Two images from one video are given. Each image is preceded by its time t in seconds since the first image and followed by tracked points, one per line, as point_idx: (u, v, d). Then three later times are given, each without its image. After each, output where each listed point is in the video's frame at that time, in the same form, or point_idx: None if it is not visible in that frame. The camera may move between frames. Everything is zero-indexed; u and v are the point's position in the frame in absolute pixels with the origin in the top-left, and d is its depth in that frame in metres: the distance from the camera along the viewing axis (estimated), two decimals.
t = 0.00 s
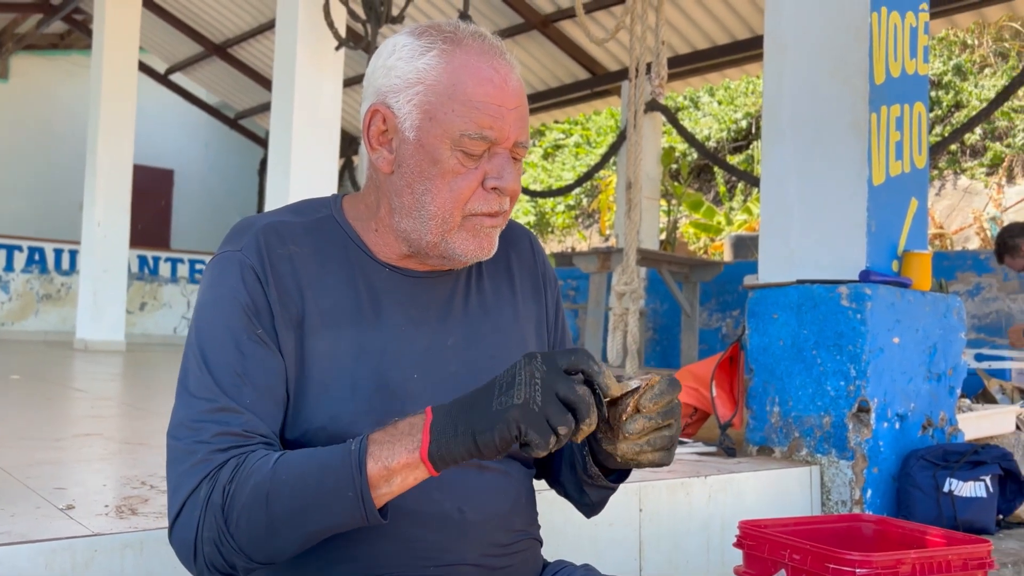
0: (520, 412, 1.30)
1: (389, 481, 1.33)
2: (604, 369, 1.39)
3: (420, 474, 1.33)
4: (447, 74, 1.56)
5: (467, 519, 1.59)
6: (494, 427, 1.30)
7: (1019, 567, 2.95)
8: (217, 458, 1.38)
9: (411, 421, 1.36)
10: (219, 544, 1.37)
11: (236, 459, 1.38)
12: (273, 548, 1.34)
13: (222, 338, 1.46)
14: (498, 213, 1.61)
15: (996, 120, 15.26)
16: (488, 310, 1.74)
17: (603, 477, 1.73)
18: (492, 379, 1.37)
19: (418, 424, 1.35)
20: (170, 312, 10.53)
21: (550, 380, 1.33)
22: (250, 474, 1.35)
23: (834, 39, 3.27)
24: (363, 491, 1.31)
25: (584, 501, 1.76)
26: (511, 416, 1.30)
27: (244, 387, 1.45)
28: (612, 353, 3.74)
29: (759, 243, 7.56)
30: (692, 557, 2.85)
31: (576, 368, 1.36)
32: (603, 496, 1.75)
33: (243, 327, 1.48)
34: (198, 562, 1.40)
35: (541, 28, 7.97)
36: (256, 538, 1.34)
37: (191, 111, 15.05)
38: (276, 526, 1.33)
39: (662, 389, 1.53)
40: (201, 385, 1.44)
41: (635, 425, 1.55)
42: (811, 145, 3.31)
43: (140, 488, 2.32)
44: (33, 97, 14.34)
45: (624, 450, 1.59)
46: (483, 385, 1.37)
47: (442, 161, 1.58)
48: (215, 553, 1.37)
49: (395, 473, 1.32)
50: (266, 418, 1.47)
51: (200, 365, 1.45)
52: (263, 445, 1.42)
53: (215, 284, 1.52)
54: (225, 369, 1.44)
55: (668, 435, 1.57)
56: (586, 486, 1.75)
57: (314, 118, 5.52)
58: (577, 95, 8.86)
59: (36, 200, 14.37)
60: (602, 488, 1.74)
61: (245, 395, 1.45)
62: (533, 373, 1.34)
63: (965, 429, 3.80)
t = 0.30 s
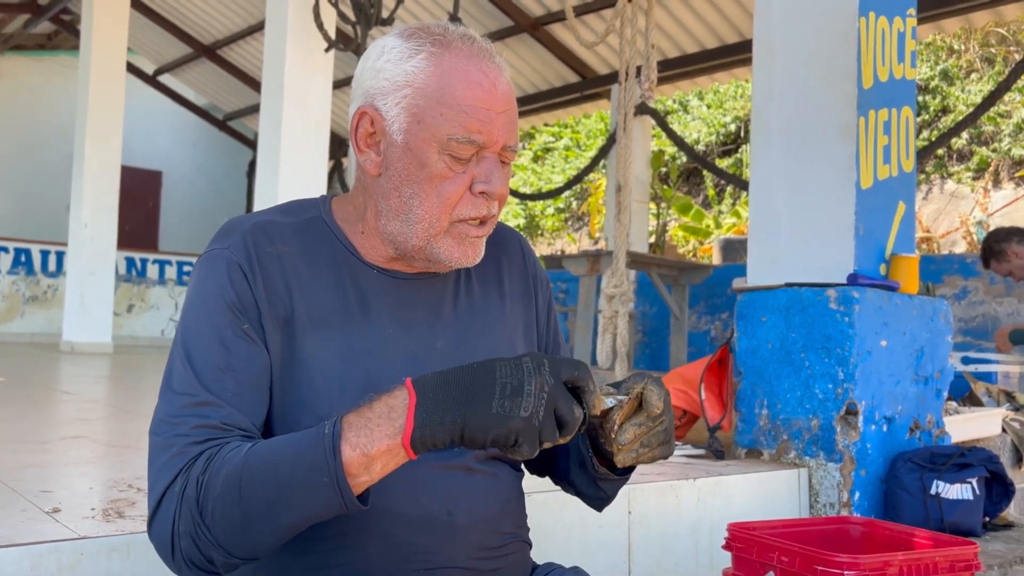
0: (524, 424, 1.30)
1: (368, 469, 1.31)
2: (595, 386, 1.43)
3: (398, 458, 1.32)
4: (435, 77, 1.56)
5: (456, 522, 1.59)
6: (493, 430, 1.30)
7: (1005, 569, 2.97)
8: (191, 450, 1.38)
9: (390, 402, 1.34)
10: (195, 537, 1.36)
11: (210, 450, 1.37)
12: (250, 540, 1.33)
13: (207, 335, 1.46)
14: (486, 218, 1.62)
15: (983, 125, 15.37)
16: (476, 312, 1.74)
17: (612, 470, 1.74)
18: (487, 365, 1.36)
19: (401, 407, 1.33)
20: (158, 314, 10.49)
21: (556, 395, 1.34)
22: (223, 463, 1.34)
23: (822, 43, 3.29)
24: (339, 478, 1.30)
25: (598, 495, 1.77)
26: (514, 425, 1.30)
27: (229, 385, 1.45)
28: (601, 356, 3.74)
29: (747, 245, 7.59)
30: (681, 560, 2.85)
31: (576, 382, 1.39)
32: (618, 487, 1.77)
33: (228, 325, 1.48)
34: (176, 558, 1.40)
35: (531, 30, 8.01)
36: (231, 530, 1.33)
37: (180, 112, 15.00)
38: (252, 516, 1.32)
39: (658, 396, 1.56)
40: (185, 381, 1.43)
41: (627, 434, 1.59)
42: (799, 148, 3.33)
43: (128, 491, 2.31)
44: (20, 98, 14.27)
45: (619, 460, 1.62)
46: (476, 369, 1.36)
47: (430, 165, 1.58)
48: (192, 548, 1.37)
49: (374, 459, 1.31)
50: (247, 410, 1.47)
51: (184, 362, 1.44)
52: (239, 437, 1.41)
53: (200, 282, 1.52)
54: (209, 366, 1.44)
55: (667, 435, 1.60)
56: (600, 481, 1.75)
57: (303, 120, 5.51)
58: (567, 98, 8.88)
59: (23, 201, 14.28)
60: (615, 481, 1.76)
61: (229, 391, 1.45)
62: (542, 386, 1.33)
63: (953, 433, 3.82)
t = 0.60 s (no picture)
0: (495, 404, 1.31)
1: (367, 480, 1.33)
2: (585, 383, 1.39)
3: (397, 473, 1.34)
4: (426, 81, 1.55)
5: (446, 524, 1.59)
6: (468, 416, 1.31)
7: (992, 570, 2.99)
8: (192, 461, 1.37)
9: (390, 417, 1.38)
10: (193, 546, 1.35)
11: (213, 461, 1.37)
12: (249, 549, 1.34)
13: (197, 342, 1.45)
14: (476, 221, 1.62)
15: (970, 129, 15.46)
16: (466, 315, 1.74)
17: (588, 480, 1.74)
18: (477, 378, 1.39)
19: (397, 420, 1.37)
20: (146, 315, 10.44)
21: (529, 380, 1.33)
22: (228, 474, 1.34)
23: (811, 47, 3.30)
24: (342, 489, 1.32)
25: (571, 503, 1.76)
26: (486, 406, 1.30)
27: (220, 393, 1.44)
28: (590, 358, 3.74)
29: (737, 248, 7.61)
30: (670, 562, 2.86)
31: (557, 379, 1.37)
32: (592, 497, 1.76)
33: (218, 331, 1.47)
34: (170, 567, 1.38)
35: (521, 32, 8.02)
36: (232, 540, 1.34)
37: (168, 112, 14.93)
38: (253, 526, 1.33)
39: (636, 413, 1.55)
40: (175, 388, 1.42)
41: (612, 450, 1.59)
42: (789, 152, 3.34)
43: (115, 494, 2.29)
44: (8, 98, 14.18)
45: (603, 473, 1.62)
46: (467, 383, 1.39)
47: (421, 168, 1.57)
48: (188, 556, 1.36)
49: (373, 471, 1.33)
50: (241, 423, 1.47)
51: (174, 370, 1.44)
52: (239, 448, 1.41)
53: (189, 287, 1.51)
54: (200, 373, 1.43)
55: (648, 450, 1.59)
56: (572, 489, 1.75)
57: (293, 121, 5.49)
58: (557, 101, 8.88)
59: (10, 201, 14.19)
60: (590, 491, 1.75)
61: (221, 400, 1.44)
62: (514, 374, 1.34)
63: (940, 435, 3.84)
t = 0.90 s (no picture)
0: (490, 445, 1.29)
1: (343, 490, 1.33)
2: (571, 399, 1.42)
3: (374, 481, 1.33)
4: (415, 84, 1.55)
5: (435, 527, 1.58)
6: (462, 452, 1.29)
7: (981, 571, 3.00)
8: (166, 466, 1.37)
9: (366, 425, 1.34)
10: (170, 551, 1.36)
11: (187, 465, 1.37)
12: (225, 556, 1.34)
13: (183, 344, 1.45)
14: (464, 225, 1.61)
15: (959, 132, 15.55)
16: (455, 317, 1.73)
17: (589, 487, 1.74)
18: (457, 386, 1.35)
19: (375, 429, 1.33)
20: (136, 316, 10.41)
21: (522, 413, 1.32)
22: (201, 480, 1.34)
23: (802, 49, 3.31)
24: (315, 500, 1.32)
25: (572, 509, 1.77)
26: (480, 448, 1.29)
27: (204, 396, 1.44)
28: (581, 359, 3.74)
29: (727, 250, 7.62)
30: (661, 563, 2.86)
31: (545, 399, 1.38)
32: (592, 503, 1.76)
33: (203, 333, 1.47)
34: (150, 571, 1.39)
35: (513, 34, 8.02)
36: (208, 547, 1.34)
37: (158, 112, 14.88)
38: (228, 533, 1.33)
39: (639, 425, 1.56)
40: (159, 391, 1.42)
41: (609, 461, 1.59)
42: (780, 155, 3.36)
43: (103, 496, 2.28)
44: None
45: (600, 484, 1.62)
46: (446, 391, 1.35)
47: (409, 171, 1.57)
48: (166, 561, 1.37)
49: (349, 482, 1.32)
50: (223, 425, 1.46)
51: (159, 370, 1.43)
52: (214, 451, 1.41)
53: (176, 288, 1.50)
54: (184, 375, 1.43)
55: (646, 463, 1.59)
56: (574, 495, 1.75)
57: (284, 122, 5.48)
58: (549, 102, 8.88)
59: None
60: (590, 496, 1.75)
61: (205, 403, 1.44)
62: (507, 407, 1.32)
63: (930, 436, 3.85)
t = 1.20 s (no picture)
0: (504, 451, 1.29)
1: (348, 495, 1.32)
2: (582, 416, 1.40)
3: (382, 487, 1.33)
4: (412, 84, 1.55)
5: (429, 527, 1.58)
6: (473, 459, 1.29)
7: (972, 571, 3.02)
8: (169, 461, 1.37)
9: (375, 429, 1.34)
10: (169, 550, 1.36)
11: (190, 463, 1.37)
12: (224, 556, 1.35)
13: (179, 342, 1.45)
14: (459, 225, 1.61)
15: (951, 134, 15.61)
16: (450, 317, 1.73)
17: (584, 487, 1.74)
18: (472, 397, 1.35)
19: (385, 434, 1.33)
20: (128, 316, 10.38)
21: (537, 423, 1.32)
22: (204, 478, 1.35)
23: (795, 51, 3.32)
24: (319, 502, 1.31)
25: (568, 506, 1.78)
26: (494, 454, 1.28)
27: (201, 393, 1.44)
28: (575, 360, 3.74)
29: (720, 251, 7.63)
30: (654, 563, 2.86)
31: (558, 412, 1.37)
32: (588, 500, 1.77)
33: (200, 331, 1.47)
34: (147, 570, 1.39)
35: (507, 35, 8.03)
36: (208, 547, 1.34)
37: (151, 112, 14.84)
38: (228, 534, 1.33)
39: (617, 437, 1.54)
40: (156, 388, 1.42)
41: (591, 474, 1.57)
42: (773, 157, 3.37)
43: (95, 496, 2.27)
44: None
45: (583, 495, 1.60)
46: (461, 401, 1.35)
47: (405, 172, 1.57)
48: (164, 560, 1.37)
49: (355, 486, 1.32)
50: (223, 421, 1.46)
51: (155, 366, 1.44)
52: (218, 450, 1.41)
53: (172, 285, 1.50)
54: (180, 372, 1.43)
55: (631, 475, 1.59)
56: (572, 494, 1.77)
57: (277, 122, 5.47)
58: (542, 103, 8.88)
59: None
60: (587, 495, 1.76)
61: (202, 401, 1.44)
62: (523, 414, 1.32)
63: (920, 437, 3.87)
